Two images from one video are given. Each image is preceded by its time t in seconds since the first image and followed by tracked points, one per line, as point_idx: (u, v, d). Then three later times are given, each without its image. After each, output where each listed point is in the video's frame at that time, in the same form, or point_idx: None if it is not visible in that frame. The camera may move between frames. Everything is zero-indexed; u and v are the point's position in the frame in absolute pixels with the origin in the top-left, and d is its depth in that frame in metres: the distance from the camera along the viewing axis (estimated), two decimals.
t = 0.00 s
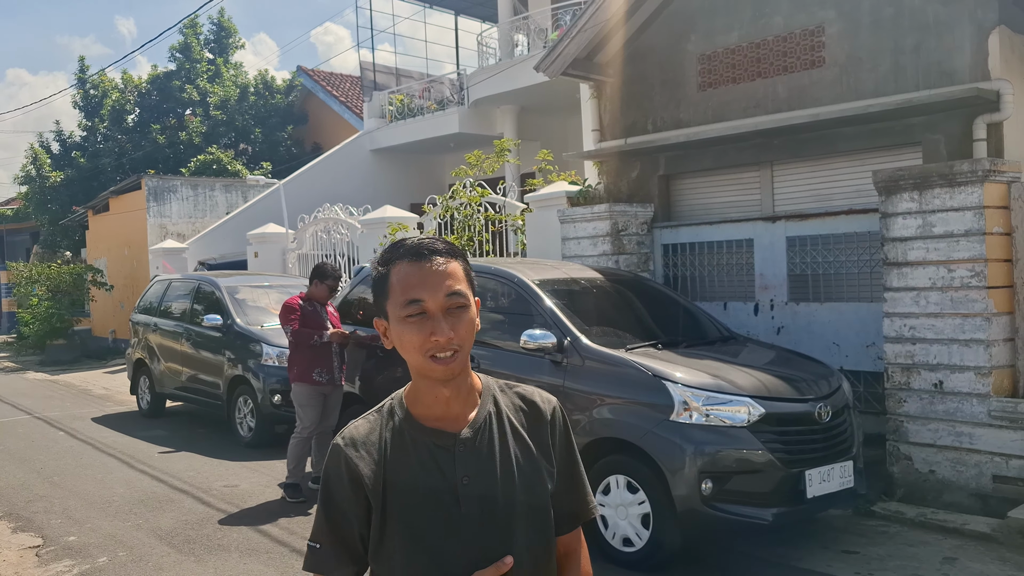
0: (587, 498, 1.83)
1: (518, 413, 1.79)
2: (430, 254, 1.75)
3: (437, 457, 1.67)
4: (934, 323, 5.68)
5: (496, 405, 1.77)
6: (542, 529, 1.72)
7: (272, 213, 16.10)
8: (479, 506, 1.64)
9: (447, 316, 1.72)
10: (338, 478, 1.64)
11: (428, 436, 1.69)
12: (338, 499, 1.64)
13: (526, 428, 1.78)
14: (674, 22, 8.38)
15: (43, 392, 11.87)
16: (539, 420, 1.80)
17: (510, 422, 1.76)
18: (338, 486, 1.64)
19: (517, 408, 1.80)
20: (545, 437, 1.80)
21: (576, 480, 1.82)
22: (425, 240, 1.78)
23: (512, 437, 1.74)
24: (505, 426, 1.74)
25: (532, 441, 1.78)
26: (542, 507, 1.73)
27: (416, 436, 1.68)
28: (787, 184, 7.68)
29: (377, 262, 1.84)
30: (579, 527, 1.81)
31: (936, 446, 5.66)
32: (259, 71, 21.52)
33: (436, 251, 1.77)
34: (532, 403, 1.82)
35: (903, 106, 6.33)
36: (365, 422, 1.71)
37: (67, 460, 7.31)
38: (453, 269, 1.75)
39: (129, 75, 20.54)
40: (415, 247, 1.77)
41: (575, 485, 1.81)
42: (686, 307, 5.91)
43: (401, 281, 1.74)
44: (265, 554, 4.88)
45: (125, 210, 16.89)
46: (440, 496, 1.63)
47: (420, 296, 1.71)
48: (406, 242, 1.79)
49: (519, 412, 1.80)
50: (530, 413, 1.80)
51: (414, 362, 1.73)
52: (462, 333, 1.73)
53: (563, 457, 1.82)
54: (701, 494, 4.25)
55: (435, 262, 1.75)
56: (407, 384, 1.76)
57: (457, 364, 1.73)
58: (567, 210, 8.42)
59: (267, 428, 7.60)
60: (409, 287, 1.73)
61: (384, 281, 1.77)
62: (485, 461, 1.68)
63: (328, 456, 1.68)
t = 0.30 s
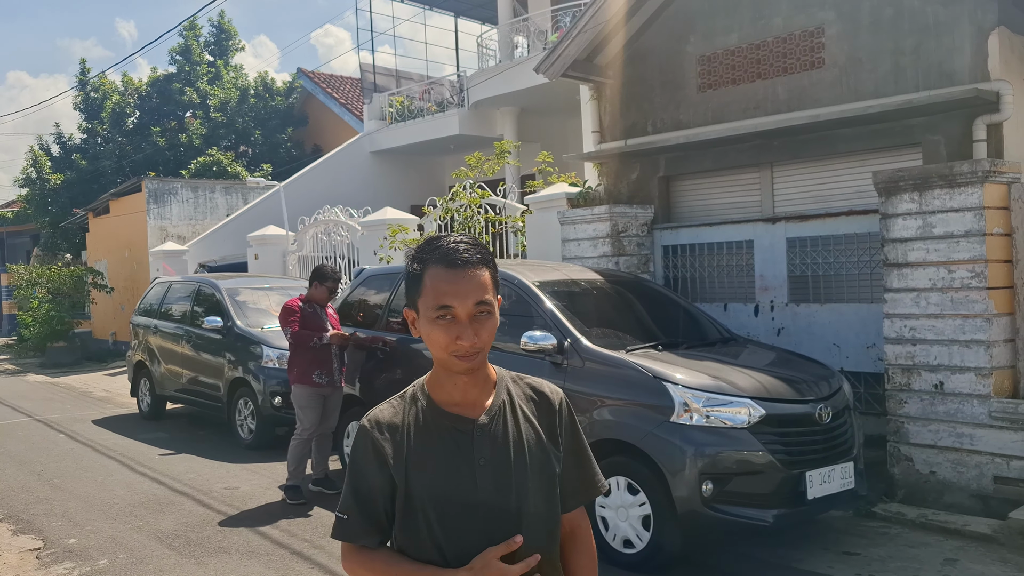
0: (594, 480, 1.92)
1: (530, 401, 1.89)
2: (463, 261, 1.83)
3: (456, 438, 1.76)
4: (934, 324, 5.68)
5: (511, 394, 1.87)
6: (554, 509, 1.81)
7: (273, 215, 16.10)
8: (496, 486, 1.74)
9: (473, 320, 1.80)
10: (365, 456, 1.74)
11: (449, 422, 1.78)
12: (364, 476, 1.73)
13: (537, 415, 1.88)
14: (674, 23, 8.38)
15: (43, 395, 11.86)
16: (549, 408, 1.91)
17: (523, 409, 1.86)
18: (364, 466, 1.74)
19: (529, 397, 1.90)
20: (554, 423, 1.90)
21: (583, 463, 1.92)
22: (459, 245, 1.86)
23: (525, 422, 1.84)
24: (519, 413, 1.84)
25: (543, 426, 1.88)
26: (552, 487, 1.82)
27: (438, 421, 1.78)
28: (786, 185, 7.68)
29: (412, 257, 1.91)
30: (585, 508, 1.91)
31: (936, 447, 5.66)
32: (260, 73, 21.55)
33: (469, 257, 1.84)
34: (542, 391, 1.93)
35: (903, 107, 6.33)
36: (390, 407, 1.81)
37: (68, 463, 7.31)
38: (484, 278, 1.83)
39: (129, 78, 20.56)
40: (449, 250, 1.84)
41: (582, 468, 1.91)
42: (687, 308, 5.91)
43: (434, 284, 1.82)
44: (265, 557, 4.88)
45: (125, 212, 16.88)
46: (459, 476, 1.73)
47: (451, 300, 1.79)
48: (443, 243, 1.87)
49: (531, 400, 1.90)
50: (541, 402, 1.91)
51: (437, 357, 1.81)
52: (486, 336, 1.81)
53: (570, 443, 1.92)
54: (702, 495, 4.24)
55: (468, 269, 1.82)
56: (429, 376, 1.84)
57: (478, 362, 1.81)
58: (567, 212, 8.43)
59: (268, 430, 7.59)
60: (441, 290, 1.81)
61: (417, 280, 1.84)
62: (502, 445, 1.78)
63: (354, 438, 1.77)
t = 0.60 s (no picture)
0: (593, 466, 2.05)
1: (535, 390, 2.01)
2: (474, 258, 1.93)
3: (467, 424, 1.87)
4: (935, 326, 5.68)
5: (517, 383, 1.98)
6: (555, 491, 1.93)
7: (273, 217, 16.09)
8: (503, 469, 1.85)
9: (483, 314, 1.91)
10: (381, 440, 1.84)
11: (459, 408, 1.89)
12: (379, 458, 1.84)
13: (541, 403, 2.00)
14: (674, 25, 8.39)
15: (44, 397, 11.85)
16: (553, 397, 2.02)
17: (529, 398, 1.98)
18: (379, 448, 1.85)
19: (534, 386, 2.02)
20: (557, 412, 2.02)
21: (582, 450, 2.04)
22: (471, 243, 1.95)
23: (530, 410, 1.96)
24: (524, 401, 1.96)
25: (547, 414, 2.00)
26: (553, 471, 1.95)
27: (449, 408, 1.88)
28: (787, 187, 7.69)
29: (425, 253, 2.00)
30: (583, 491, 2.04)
31: (938, 449, 5.66)
32: (260, 76, 21.57)
33: (479, 254, 1.94)
34: (547, 381, 2.04)
35: (903, 108, 6.33)
36: (403, 393, 1.91)
37: (69, 465, 7.31)
38: (493, 274, 1.94)
39: (130, 80, 20.57)
40: (461, 247, 1.94)
41: (581, 453, 2.04)
42: (688, 310, 5.91)
43: (447, 279, 1.92)
44: (266, 559, 4.88)
45: (126, 215, 16.88)
46: (468, 459, 1.84)
47: (462, 296, 1.90)
48: (453, 241, 1.96)
49: (536, 390, 2.02)
50: (545, 391, 2.02)
51: (449, 348, 1.91)
52: (495, 329, 1.93)
53: (571, 431, 2.04)
54: (704, 497, 4.24)
55: (479, 265, 1.92)
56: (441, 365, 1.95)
57: (487, 354, 1.92)
58: (567, 214, 8.43)
59: (269, 432, 7.59)
60: (453, 286, 1.91)
61: (430, 275, 1.94)
62: (509, 431, 1.89)
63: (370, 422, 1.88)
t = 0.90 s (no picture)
0: (593, 464, 2.06)
1: (538, 387, 2.03)
2: (481, 251, 1.96)
3: (472, 418, 1.89)
4: (937, 326, 5.68)
5: (519, 379, 2.00)
6: (556, 486, 1.94)
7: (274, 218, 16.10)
8: (507, 462, 1.86)
9: (489, 306, 1.94)
10: (387, 432, 1.85)
11: (463, 402, 1.90)
12: (385, 450, 1.84)
13: (544, 400, 2.02)
14: (674, 26, 8.40)
15: (46, 398, 11.85)
16: (554, 394, 2.05)
17: (532, 393, 2.00)
18: (385, 441, 1.85)
19: (537, 383, 2.04)
20: (558, 409, 2.04)
21: (583, 447, 2.06)
22: (478, 238, 1.99)
23: (533, 406, 1.98)
24: (528, 396, 1.98)
25: (549, 411, 2.02)
26: (556, 466, 1.96)
27: (454, 401, 1.90)
28: (788, 187, 7.69)
29: (433, 249, 2.03)
30: (583, 487, 2.05)
31: (939, 449, 5.66)
32: (261, 77, 21.61)
33: (487, 249, 1.98)
34: (549, 379, 2.07)
35: (904, 108, 6.34)
36: (409, 388, 1.93)
37: (71, 466, 7.31)
38: (500, 268, 1.97)
39: (131, 82, 20.57)
40: (469, 241, 1.98)
41: (583, 450, 2.05)
42: (689, 311, 5.92)
43: (455, 273, 1.95)
44: (268, 559, 4.88)
45: (127, 216, 16.89)
46: (472, 451, 1.85)
47: (469, 287, 1.93)
48: (462, 236, 2.00)
49: (539, 387, 2.04)
50: (547, 388, 2.05)
51: (455, 340, 1.93)
52: (500, 323, 1.95)
53: (572, 428, 2.06)
54: (705, 498, 4.25)
55: (486, 259, 1.96)
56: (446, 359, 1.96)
57: (492, 346, 1.94)
58: (568, 214, 8.43)
59: (270, 433, 7.60)
60: (461, 279, 1.94)
61: (438, 269, 1.97)
62: (513, 425, 1.90)
63: (376, 416, 1.88)
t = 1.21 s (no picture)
0: (594, 464, 2.06)
1: (537, 387, 2.03)
2: (482, 251, 1.97)
3: (470, 418, 1.88)
4: (937, 326, 5.67)
5: (519, 379, 2.00)
6: (556, 486, 1.94)
7: (275, 219, 16.11)
8: (506, 462, 1.86)
9: (489, 305, 1.94)
10: (386, 431, 1.85)
11: (462, 401, 1.90)
12: (383, 449, 1.84)
13: (543, 400, 2.02)
14: (674, 28, 8.41)
15: (46, 399, 11.85)
16: (553, 395, 2.04)
17: (531, 394, 1.99)
18: (384, 440, 1.85)
19: (536, 383, 2.04)
20: (558, 409, 2.04)
21: (583, 447, 2.05)
22: (479, 238, 2.00)
23: (532, 406, 1.97)
24: (526, 396, 1.97)
25: (549, 411, 2.02)
26: (555, 467, 1.96)
27: (453, 401, 1.90)
28: (788, 188, 7.69)
29: (434, 248, 2.03)
30: (583, 487, 2.04)
31: (940, 450, 5.66)
32: (262, 78, 21.63)
33: (487, 248, 1.98)
34: (548, 379, 2.06)
35: (904, 109, 6.34)
36: (408, 387, 1.93)
37: (71, 467, 7.31)
38: (500, 268, 1.97)
39: (131, 82, 20.56)
40: (470, 241, 1.98)
41: (583, 451, 2.05)
42: (689, 312, 5.92)
43: (455, 271, 1.95)
44: (269, 560, 4.88)
45: (128, 216, 16.89)
46: (470, 450, 1.85)
47: (469, 285, 1.93)
48: (463, 235, 2.00)
49: (538, 387, 2.03)
50: (547, 388, 2.04)
51: (454, 339, 1.94)
52: (499, 322, 1.95)
53: (571, 428, 2.05)
54: (706, 499, 4.24)
55: (487, 258, 1.96)
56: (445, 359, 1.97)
57: (491, 346, 1.94)
58: (568, 215, 8.42)
59: (271, 434, 7.59)
60: (461, 277, 1.94)
61: (439, 268, 1.98)
62: (512, 425, 1.90)
63: (375, 416, 1.88)
